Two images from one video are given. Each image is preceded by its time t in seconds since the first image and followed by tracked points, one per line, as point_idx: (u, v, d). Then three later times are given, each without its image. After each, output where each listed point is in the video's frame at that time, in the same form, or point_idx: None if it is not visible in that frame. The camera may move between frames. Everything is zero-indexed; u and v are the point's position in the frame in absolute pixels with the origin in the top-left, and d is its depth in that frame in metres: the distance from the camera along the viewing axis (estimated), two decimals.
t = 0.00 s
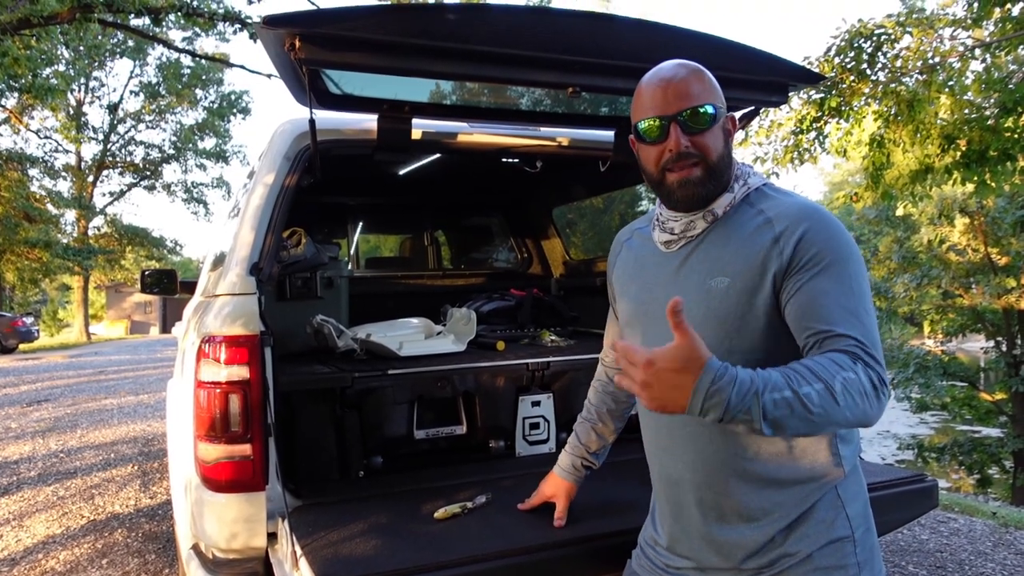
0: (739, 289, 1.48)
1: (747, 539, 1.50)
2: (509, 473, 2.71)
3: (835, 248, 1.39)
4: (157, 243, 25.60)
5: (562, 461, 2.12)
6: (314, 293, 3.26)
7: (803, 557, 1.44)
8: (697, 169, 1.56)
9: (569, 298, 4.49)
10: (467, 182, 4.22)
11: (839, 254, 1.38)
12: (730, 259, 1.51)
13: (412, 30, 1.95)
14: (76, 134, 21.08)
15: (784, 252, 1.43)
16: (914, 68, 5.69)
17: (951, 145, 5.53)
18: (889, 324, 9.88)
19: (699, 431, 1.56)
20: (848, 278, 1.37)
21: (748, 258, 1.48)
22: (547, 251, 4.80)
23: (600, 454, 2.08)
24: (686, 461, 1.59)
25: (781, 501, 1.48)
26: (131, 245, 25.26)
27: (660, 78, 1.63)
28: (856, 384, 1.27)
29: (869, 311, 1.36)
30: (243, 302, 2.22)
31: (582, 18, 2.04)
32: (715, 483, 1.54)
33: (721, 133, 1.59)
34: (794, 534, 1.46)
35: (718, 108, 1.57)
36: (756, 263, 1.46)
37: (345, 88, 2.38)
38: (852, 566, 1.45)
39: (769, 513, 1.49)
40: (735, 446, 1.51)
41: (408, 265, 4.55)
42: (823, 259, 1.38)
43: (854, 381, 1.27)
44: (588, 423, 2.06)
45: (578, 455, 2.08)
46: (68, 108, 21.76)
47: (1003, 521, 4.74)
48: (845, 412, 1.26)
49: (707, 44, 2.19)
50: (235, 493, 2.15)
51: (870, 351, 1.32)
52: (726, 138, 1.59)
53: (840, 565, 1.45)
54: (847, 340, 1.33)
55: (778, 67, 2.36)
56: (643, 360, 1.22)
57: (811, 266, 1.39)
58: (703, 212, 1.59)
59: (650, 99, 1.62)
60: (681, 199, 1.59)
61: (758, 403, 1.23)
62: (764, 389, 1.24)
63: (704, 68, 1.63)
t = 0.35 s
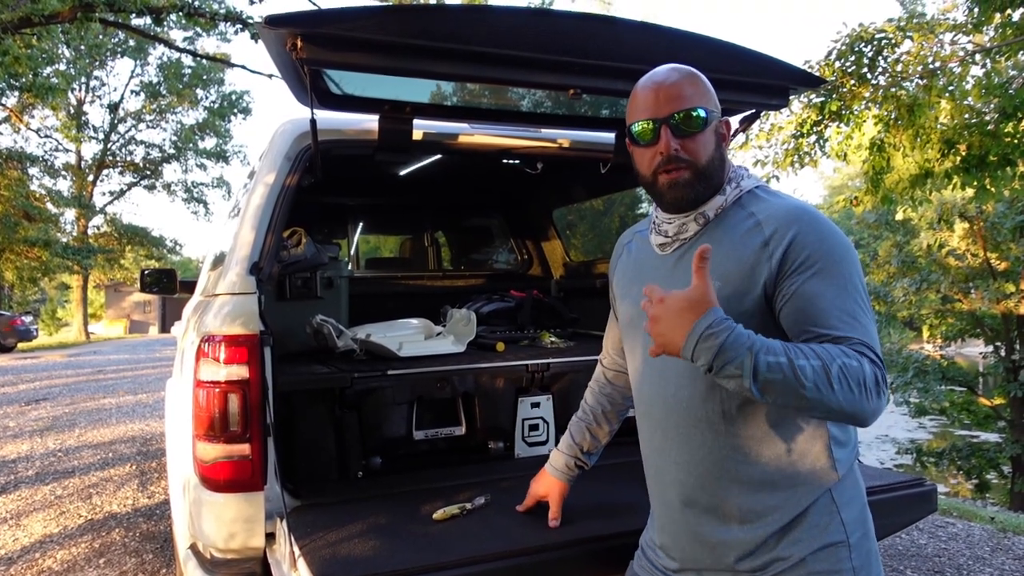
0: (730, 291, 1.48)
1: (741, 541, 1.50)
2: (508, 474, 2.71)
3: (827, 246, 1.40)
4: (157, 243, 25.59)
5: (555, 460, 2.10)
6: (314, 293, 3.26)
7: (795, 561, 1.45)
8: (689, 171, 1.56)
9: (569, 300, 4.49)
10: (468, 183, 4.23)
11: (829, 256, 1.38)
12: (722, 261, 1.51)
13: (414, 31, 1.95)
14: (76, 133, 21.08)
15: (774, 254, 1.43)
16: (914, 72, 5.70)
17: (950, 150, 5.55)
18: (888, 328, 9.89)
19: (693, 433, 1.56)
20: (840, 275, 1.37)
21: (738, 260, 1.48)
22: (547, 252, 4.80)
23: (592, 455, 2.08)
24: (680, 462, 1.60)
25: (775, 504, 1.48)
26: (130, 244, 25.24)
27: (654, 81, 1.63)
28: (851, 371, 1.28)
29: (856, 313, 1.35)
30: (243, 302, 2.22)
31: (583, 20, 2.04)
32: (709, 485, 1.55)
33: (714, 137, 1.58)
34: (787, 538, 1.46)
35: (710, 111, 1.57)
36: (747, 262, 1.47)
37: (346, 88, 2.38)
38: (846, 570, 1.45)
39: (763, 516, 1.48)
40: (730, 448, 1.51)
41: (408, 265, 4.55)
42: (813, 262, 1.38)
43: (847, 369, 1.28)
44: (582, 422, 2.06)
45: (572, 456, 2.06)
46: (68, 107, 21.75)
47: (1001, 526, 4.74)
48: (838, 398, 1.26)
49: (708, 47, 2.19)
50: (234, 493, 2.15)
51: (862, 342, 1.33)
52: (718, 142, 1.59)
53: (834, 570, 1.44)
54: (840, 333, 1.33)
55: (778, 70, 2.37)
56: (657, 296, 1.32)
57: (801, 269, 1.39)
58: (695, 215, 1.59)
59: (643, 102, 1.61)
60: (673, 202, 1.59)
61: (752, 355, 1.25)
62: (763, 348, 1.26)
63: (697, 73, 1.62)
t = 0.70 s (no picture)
0: (728, 298, 1.48)
1: (747, 544, 1.51)
2: (509, 476, 2.71)
3: (822, 258, 1.38)
4: (158, 242, 25.61)
5: (557, 464, 2.06)
6: (317, 293, 3.26)
7: (801, 564, 1.45)
8: (692, 175, 1.57)
9: (571, 302, 4.49)
10: (470, 184, 4.23)
11: (824, 264, 1.38)
12: (721, 267, 1.51)
13: (418, 31, 1.96)
14: (78, 132, 21.11)
15: (771, 260, 1.43)
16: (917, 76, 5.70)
17: (953, 154, 5.56)
18: (889, 332, 9.89)
19: (696, 436, 1.57)
20: (832, 291, 1.36)
21: (735, 267, 1.48)
22: (548, 254, 4.80)
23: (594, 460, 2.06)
24: (684, 467, 1.60)
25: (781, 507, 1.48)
26: (132, 243, 25.25)
27: (660, 83, 1.62)
28: (826, 425, 1.30)
29: (850, 323, 1.36)
30: (246, 302, 2.22)
31: (587, 22, 2.04)
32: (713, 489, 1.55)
33: (718, 140, 1.58)
34: (793, 542, 1.46)
35: (715, 115, 1.56)
36: (742, 270, 1.47)
37: (350, 88, 2.39)
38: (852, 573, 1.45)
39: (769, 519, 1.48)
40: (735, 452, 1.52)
41: (409, 266, 4.54)
42: (809, 270, 1.38)
43: (828, 421, 1.31)
44: (586, 426, 2.04)
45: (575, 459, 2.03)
46: (70, 105, 21.77)
47: (1002, 531, 4.73)
48: (819, 456, 1.30)
49: (712, 49, 2.20)
50: (235, 492, 2.15)
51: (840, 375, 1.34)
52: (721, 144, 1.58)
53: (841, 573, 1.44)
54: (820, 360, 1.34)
55: (782, 73, 2.37)
56: (629, 505, 1.23)
57: (796, 276, 1.39)
58: (698, 219, 1.60)
59: (648, 104, 1.60)
60: (676, 203, 1.60)
61: (746, 505, 1.23)
62: (744, 485, 1.24)
63: (703, 74, 1.61)
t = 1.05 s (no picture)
0: (728, 302, 1.48)
1: (747, 548, 1.51)
2: (511, 479, 2.71)
3: (822, 259, 1.38)
4: (162, 243, 25.67)
5: (561, 467, 2.05)
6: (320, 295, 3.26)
7: (800, 569, 1.44)
8: (692, 178, 1.57)
9: (574, 304, 4.50)
10: (473, 187, 4.23)
11: (823, 265, 1.38)
12: (721, 270, 1.51)
13: (422, 34, 1.96)
14: (83, 133, 21.16)
15: (770, 264, 1.43)
16: (921, 80, 5.70)
17: (956, 158, 5.54)
18: (892, 336, 9.88)
19: (696, 440, 1.57)
20: (832, 291, 1.36)
21: (735, 271, 1.48)
22: (552, 258, 4.81)
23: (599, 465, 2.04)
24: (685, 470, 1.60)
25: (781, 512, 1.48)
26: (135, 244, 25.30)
27: (658, 89, 1.62)
28: (829, 424, 1.30)
29: (851, 323, 1.36)
30: (250, 304, 2.22)
31: (590, 25, 2.04)
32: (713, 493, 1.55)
33: (717, 145, 1.59)
34: (792, 546, 1.46)
35: (714, 119, 1.57)
36: (742, 273, 1.47)
37: (354, 91, 2.39)
38: None
39: (769, 524, 1.48)
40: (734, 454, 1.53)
41: (412, 268, 4.55)
42: (808, 272, 1.38)
43: (833, 419, 1.31)
44: (591, 430, 2.03)
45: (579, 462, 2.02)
46: (74, 107, 21.83)
47: (1005, 535, 4.72)
48: (824, 457, 1.30)
49: (716, 53, 2.19)
50: (239, 494, 2.15)
51: (843, 372, 1.33)
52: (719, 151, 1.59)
53: None
54: (824, 361, 1.33)
55: (786, 76, 2.37)
56: (632, 504, 1.23)
57: (796, 279, 1.39)
58: (698, 224, 1.60)
59: (647, 109, 1.61)
60: (677, 209, 1.60)
61: (752, 504, 1.23)
62: (749, 483, 1.24)
63: (700, 82, 1.63)
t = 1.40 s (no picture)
0: (723, 309, 1.47)
1: (743, 554, 1.51)
2: (514, 482, 2.70)
3: (812, 269, 1.36)
4: (166, 246, 25.73)
5: (566, 469, 2.00)
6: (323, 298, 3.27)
7: None
8: (657, 199, 1.56)
9: (577, 308, 4.49)
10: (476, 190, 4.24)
11: (813, 274, 1.35)
12: (717, 276, 1.51)
13: (426, 39, 1.97)
14: (87, 136, 21.22)
15: (763, 271, 1.41)
16: (924, 84, 5.71)
17: (961, 162, 5.58)
18: (895, 340, 9.85)
19: (693, 445, 1.57)
20: (821, 302, 1.34)
21: (729, 277, 1.48)
22: (555, 261, 4.80)
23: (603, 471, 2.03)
24: (684, 476, 1.60)
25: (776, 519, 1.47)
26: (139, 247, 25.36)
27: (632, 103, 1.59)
28: (802, 439, 1.29)
29: (841, 334, 1.33)
30: (254, 307, 2.22)
31: (594, 29, 2.05)
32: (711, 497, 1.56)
33: (683, 160, 1.53)
34: (788, 553, 1.46)
35: (676, 137, 1.51)
36: (735, 280, 1.46)
37: (357, 94, 2.40)
38: None
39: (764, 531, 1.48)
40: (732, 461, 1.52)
41: (415, 271, 4.56)
42: (799, 281, 1.36)
43: (806, 436, 1.29)
44: (597, 432, 2.03)
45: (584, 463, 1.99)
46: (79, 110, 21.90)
47: (1009, 541, 4.70)
48: (800, 473, 1.29)
49: (720, 58, 2.19)
50: (242, 496, 2.16)
51: (824, 388, 1.32)
52: (687, 165, 1.53)
53: None
54: (804, 375, 1.32)
55: (789, 81, 2.37)
56: (605, 532, 1.40)
57: (787, 287, 1.37)
58: (696, 231, 1.59)
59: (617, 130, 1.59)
60: (653, 225, 1.61)
61: (714, 521, 1.28)
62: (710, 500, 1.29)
63: (672, 91, 1.55)
